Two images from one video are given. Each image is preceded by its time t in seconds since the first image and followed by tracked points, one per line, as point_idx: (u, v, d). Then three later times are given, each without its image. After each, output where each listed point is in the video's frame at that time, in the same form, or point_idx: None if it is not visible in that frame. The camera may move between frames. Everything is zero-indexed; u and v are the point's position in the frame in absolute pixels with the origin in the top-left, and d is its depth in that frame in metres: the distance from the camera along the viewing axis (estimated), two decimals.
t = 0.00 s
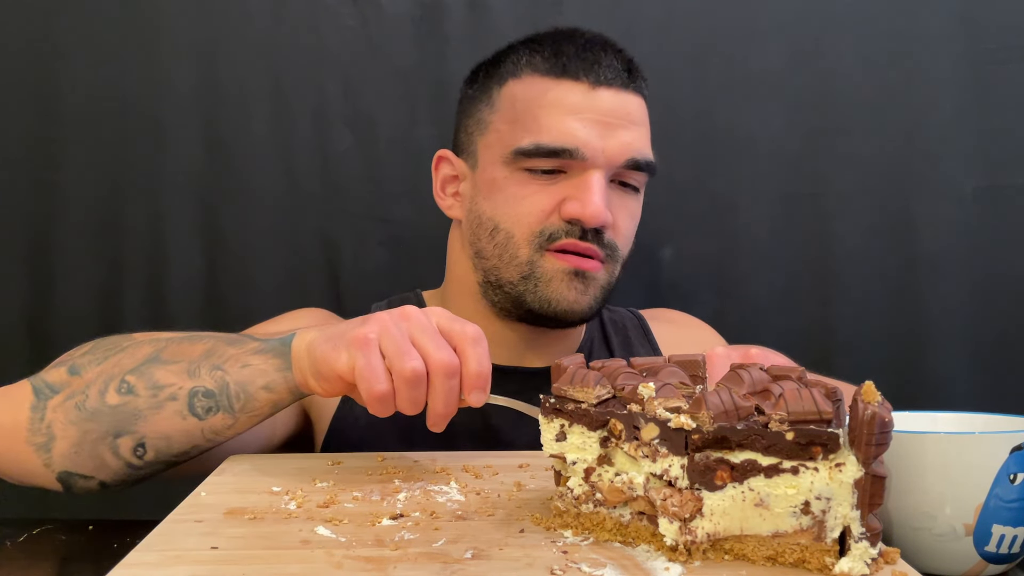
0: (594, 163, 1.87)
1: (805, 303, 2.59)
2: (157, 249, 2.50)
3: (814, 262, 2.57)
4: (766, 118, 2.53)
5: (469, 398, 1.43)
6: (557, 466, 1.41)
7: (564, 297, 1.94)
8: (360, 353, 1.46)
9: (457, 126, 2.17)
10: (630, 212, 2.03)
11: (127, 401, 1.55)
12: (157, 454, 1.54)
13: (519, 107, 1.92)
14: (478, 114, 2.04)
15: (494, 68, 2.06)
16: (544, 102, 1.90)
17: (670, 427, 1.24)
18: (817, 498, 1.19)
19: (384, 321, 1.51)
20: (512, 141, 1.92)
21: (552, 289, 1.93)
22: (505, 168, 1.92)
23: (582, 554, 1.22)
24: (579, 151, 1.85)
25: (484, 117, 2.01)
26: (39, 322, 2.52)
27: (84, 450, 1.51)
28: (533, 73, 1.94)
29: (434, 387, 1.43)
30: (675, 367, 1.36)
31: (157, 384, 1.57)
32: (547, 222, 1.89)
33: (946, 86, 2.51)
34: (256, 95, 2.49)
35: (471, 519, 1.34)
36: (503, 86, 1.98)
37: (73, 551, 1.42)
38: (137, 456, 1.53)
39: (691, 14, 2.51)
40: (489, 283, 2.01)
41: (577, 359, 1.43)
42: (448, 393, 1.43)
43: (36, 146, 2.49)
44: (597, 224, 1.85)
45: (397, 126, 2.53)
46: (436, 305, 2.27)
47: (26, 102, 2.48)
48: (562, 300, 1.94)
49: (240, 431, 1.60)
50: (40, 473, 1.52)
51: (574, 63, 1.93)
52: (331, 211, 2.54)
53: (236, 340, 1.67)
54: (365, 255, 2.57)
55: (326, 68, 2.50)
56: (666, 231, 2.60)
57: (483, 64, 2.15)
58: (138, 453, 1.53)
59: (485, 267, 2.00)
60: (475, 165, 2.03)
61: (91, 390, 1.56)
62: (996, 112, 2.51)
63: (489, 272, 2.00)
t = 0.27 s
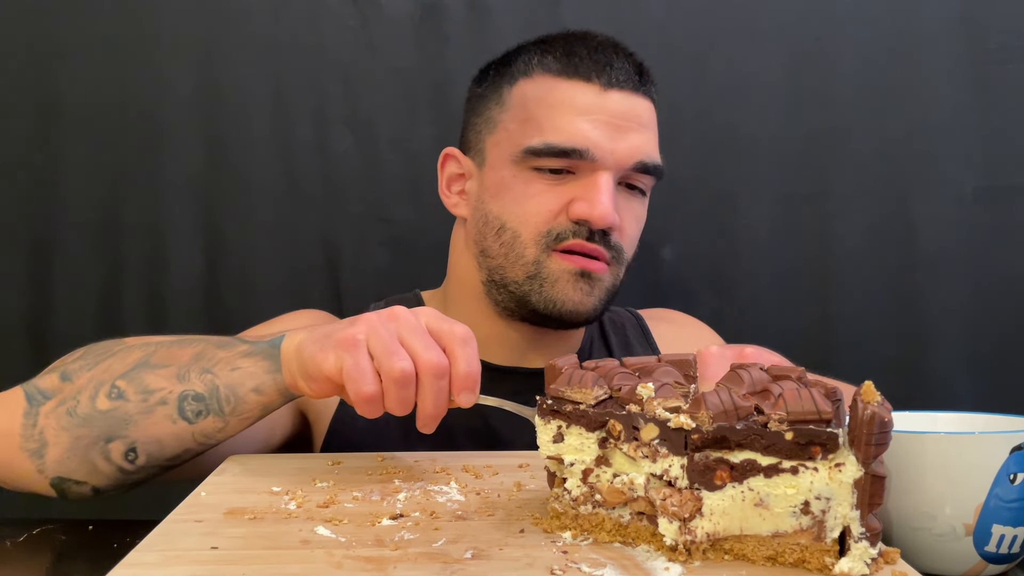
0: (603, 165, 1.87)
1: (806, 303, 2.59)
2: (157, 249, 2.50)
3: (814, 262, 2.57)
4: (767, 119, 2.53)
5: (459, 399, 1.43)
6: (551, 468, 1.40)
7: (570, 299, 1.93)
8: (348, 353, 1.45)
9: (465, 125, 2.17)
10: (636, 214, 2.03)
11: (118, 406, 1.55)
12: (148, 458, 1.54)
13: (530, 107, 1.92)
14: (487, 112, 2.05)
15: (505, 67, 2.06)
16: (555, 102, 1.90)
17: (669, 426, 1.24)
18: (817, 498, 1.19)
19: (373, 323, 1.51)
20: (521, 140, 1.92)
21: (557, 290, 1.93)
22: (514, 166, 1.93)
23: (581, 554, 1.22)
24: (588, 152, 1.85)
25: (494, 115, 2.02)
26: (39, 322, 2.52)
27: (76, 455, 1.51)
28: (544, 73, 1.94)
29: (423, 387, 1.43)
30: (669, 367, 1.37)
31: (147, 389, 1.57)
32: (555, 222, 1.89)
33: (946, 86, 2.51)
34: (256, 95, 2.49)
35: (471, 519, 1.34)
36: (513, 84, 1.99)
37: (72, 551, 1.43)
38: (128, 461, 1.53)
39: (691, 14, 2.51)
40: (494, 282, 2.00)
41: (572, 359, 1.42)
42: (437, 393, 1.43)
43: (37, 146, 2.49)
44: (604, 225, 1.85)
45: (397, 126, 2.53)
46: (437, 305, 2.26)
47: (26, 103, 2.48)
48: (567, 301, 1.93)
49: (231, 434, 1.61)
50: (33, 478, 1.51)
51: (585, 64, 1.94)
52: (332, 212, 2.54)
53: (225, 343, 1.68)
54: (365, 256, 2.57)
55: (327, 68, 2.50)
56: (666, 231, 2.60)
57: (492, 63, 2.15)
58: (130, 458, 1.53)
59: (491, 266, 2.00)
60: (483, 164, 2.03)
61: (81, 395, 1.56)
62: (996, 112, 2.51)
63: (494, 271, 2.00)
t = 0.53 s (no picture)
0: (609, 166, 1.86)
1: (805, 302, 2.60)
2: (157, 249, 2.50)
3: (814, 262, 2.57)
4: (767, 118, 2.53)
5: (442, 395, 1.44)
6: (543, 471, 1.37)
7: (575, 300, 1.94)
8: (330, 348, 1.45)
9: (470, 123, 2.17)
10: (641, 216, 2.03)
11: (106, 406, 1.55)
12: (138, 458, 1.54)
13: (536, 108, 1.91)
14: (492, 112, 2.04)
15: (510, 67, 2.04)
16: (561, 102, 1.89)
17: (668, 426, 1.24)
18: (817, 498, 1.19)
19: (356, 317, 1.51)
20: (527, 141, 1.91)
21: (562, 291, 1.93)
22: (519, 167, 1.92)
23: (581, 554, 1.22)
24: (595, 153, 1.84)
25: (499, 115, 2.01)
26: (40, 322, 2.52)
27: (66, 455, 1.52)
28: (550, 73, 1.93)
29: (406, 382, 1.43)
30: (660, 367, 1.38)
31: (135, 389, 1.57)
32: (560, 224, 1.89)
33: (946, 85, 2.51)
34: (256, 95, 2.49)
35: (471, 519, 1.34)
36: (519, 84, 1.98)
37: (72, 550, 1.43)
38: (118, 461, 1.53)
39: (691, 14, 2.51)
40: (498, 283, 2.01)
41: (562, 360, 1.40)
42: (420, 389, 1.43)
43: (37, 146, 2.49)
44: (610, 227, 1.84)
45: (397, 126, 2.53)
46: (439, 307, 2.25)
47: (27, 103, 2.48)
48: (573, 302, 1.94)
49: (220, 433, 1.61)
50: (27, 480, 1.52)
51: (591, 65, 1.92)
52: (332, 212, 2.54)
53: (213, 341, 1.68)
54: (366, 256, 2.57)
55: (327, 68, 2.50)
56: (666, 231, 2.60)
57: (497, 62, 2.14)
58: (120, 457, 1.53)
59: (495, 267, 2.00)
60: (487, 164, 2.02)
61: (70, 396, 1.56)
62: (996, 112, 2.51)
63: (499, 272, 2.00)
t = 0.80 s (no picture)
0: (622, 171, 1.86)
1: (805, 302, 2.60)
2: (157, 249, 2.50)
3: (814, 262, 2.57)
4: (767, 118, 2.53)
5: (430, 393, 1.44)
6: (541, 472, 1.36)
7: (583, 303, 1.94)
8: (317, 345, 1.45)
9: (480, 122, 2.16)
10: (652, 220, 2.03)
11: (99, 409, 1.55)
12: (132, 459, 1.54)
13: (549, 110, 1.90)
14: (504, 113, 2.03)
15: (524, 67, 2.03)
16: (575, 106, 1.88)
17: (666, 426, 1.24)
18: (817, 499, 1.19)
19: (344, 313, 1.50)
20: (540, 143, 1.90)
21: (571, 294, 1.93)
22: (531, 169, 1.92)
23: (581, 554, 1.22)
24: (609, 158, 1.83)
25: (511, 116, 2.00)
26: (39, 322, 2.52)
27: (60, 457, 1.52)
28: (564, 75, 1.92)
29: (393, 380, 1.43)
30: (653, 366, 1.38)
31: (127, 391, 1.57)
32: (572, 227, 1.88)
33: (946, 86, 2.51)
34: (256, 95, 2.49)
35: (471, 519, 1.34)
36: (532, 85, 1.97)
37: (72, 550, 1.43)
38: (112, 462, 1.53)
39: (691, 14, 2.51)
40: (506, 284, 2.00)
41: (556, 361, 1.40)
42: (408, 387, 1.43)
43: (36, 146, 2.49)
44: (622, 231, 1.84)
45: (397, 126, 2.53)
46: (443, 309, 2.23)
47: (26, 103, 2.48)
48: (581, 305, 1.94)
49: (213, 433, 1.60)
50: (25, 482, 1.53)
51: (606, 68, 1.92)
52: (332, 212, 2.54)
53: (204, 342, 1.68)
54: (365, 255, 2.57)
55: (327, 68, 2.50)
56: (666, 231, 2.60)
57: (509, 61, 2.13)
58: (113, 459, 1.53)
59: (503, 268, 2.00)
60: (497, 165, 2.02)
61: (64, 400, 1.56)
62: (996, 112, 2.51)
63: (507, 273, 1.99)
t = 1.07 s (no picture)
0: (636, 178, 1.86)
1: (805, 302, 2.59)
2: (157, 249, 2.50)
3: (814, 262, 2.57)
4: (767, 119, 2.53)
5: (427, 396, 1.43)
6: (536, 473, 1.36)
7: (591, 309, 1.95)
8: (314, 349, 1.45)
9: (492, 122, 2.15)
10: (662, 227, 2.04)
11: (98, 413, 1.55)
12: (131, 463, 1.54)
13: (566, 113, 1.90)
14: (518, 114, 2.02)
15: (540, 69, 2.03)
16: (591, 110, 1.88)
17: (664, 425, 1.24)
18: (817, 499, 1.20)
19: (341, 317, 1.50)
20: (554, 146, 1.90)
21: (580, 299, 1.94)
22: (544, 172, 1.91)
23: (581, 554, 1.22)
24: (624, 164, 1.83)
25: (525, 118, 1.99)
26: (39, 322, 2.52)
27: (61, 462, 1.52)
28: (582, 79, 1.92)
29: (390, 383, 1.42)
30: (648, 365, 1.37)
31: (125, 395, 1.57)
32: (583, 232, 1.89)
33: (946, 86, 2.51)
34: (256, 95, 2.49)
35: (471, 519, 1.34)
36: (549, 87, 1.97)
37: (72, 550, 1.43)
38: (111, 467, 1.54)
39: (691, 14, 2.51)
40: (514, 287, 2.00)
41: (551, 362, 1.39)
42: (404, 390, 1.42)
43: (36, 146, 2.49)
44: (634, 238, 1.84)
45: (397, 126, 2.53)
46: (449, 309, 2.22)
47: (26, 103, 2.48)
48: (590, 310, 1.94)
49: (211, 437, 1.60)
50: (27, 486, 1.54)
51: (624, 73, 1.91)
52: (332, 212, 2.54)
53: (201, 346, 1.68)
54: (365, 255, 2.57)
55: (327, 68, 2.50)
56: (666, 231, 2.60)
57: (524, 62, 2.13)
58: (112, 463, 1.53)
59: (512, 270, 2.00)
60: (509, 166, 2.01)
61: (64, 404, 1.57)
62: (996, 112, 2.51)
63: (516, 276, 1.99)
